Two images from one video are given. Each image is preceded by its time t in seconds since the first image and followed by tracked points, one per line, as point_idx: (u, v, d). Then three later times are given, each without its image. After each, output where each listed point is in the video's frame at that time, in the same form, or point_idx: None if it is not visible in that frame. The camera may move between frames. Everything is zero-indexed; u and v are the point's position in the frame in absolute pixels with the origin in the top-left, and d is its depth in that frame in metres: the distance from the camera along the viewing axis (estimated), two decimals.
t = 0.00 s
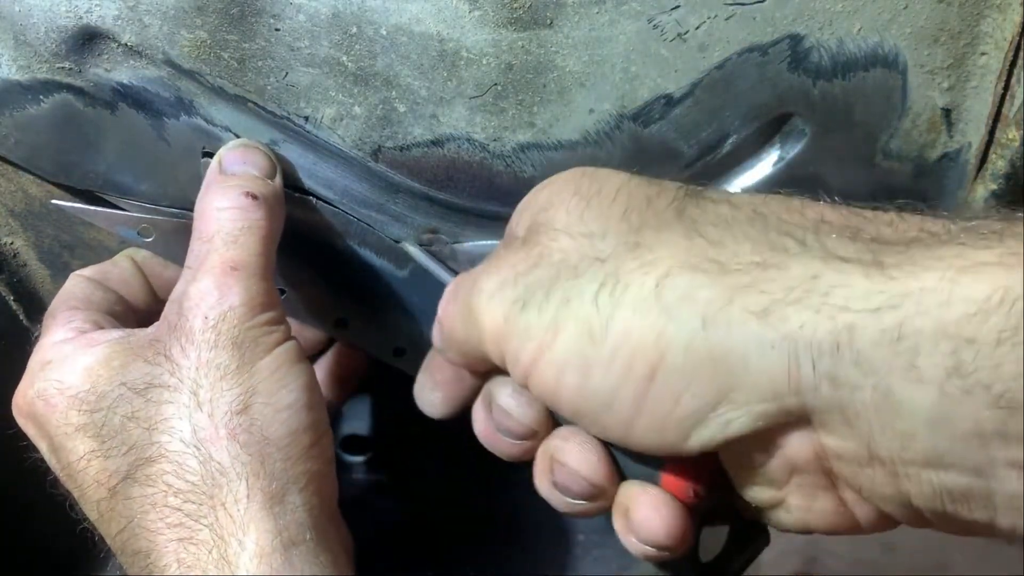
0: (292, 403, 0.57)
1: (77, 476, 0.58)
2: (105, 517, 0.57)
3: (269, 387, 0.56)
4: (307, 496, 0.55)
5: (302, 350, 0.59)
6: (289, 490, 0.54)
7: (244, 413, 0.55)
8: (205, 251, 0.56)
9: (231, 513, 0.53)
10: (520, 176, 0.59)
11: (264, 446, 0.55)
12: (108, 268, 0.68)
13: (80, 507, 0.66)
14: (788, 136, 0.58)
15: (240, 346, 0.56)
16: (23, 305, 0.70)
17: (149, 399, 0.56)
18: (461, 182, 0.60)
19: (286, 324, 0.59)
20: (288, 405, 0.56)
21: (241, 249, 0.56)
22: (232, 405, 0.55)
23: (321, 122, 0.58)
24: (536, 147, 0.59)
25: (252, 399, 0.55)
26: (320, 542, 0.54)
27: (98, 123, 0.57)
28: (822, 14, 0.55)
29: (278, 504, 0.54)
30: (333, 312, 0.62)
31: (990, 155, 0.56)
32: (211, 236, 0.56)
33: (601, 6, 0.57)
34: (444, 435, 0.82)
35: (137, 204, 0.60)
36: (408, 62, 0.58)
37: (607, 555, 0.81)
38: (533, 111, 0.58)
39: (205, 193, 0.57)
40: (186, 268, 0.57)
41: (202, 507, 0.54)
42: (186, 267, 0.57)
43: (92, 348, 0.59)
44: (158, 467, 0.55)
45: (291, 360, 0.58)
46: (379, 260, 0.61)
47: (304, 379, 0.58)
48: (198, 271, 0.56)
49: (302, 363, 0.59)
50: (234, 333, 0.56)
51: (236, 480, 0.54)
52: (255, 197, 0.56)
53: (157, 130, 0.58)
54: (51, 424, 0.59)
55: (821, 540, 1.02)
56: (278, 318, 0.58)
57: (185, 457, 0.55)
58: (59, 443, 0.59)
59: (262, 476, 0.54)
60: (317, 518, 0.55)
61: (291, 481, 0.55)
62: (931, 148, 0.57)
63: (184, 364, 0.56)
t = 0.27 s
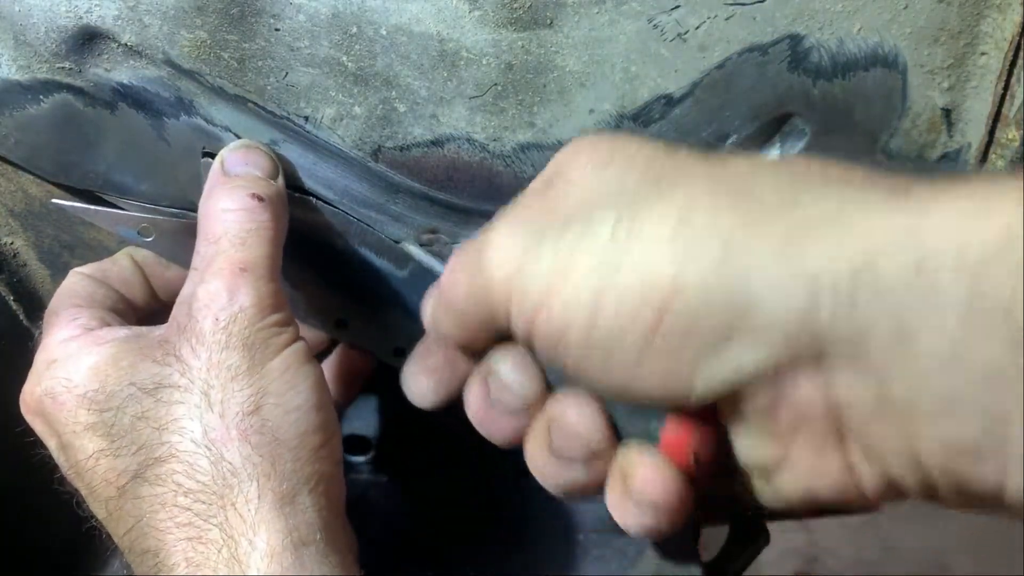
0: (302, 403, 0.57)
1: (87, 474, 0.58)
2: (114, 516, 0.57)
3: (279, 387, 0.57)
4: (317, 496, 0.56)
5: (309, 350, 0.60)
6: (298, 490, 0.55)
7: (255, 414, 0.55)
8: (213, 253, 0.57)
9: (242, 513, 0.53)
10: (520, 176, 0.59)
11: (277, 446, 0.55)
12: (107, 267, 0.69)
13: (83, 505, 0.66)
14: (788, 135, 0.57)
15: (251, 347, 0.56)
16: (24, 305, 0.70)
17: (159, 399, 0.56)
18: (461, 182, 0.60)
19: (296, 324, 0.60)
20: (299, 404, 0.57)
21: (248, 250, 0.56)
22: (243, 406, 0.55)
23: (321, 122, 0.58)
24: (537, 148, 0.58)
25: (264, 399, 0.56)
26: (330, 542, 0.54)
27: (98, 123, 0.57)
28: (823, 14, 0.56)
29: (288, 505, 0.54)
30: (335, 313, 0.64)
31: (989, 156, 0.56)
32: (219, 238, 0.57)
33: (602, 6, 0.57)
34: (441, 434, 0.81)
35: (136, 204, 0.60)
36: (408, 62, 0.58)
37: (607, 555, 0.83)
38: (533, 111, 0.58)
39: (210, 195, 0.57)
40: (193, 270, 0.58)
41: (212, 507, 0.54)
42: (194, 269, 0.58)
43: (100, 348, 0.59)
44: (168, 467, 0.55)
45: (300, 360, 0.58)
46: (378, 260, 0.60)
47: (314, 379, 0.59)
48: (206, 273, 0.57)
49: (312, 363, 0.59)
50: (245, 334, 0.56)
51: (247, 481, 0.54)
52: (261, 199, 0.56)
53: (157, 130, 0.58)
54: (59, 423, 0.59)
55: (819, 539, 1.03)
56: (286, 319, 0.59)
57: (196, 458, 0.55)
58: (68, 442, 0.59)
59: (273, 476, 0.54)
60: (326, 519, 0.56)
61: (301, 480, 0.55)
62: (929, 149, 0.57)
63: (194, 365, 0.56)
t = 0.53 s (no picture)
0: (304, 403, 0.58)
1: (86, 473, 0.58)
2: (113, 514, 0.57)
3: (281, 387, 0.57)
4: (318, 495, 0.56)
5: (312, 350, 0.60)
6: (299, 490, 0.55)
7: (257, 413, 0.56)
8: (216, 253, 0.57)
9: (242, 512, 0.53)
10: (520, 176, 0.60)
11: (279, 445, 0.55)
12: (109, 267, 0.69)
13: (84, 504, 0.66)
14: (788, 135, 0.58)
15: (252, 346, 0.57)
16: (24, 304, 0.69)
17: (160, 398, 0.57)
18: (460, 182, 0.60)
19: (297, 323, 0.60)
20: (301, 405, 0.57)
21: (251, 250, 0.57)
22: (245, 405, 0.56)
23: (322, 122, 0.58)
24: (536, 148, 0.59)
25: (265, 399, 0.56)
26: (330, 542, 0.54)
27: (98, 123, 0.58)
28: (822, 15, 0.55)
29: (290, 504, 0.54)
30: (337, 313, 0.65)
31: (987, 158, 0.56)
32: (222, 237, 0.57)
33: (602, 7, 0.57)
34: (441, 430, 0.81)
35: (135, 204, 0.61)
36: (408, 62, 0.58)
37: (606, 556, 0.81)
38: (533, 111, 0.58)
39: (212, 195, 0.58)
40: (196, 271, 0.58)
41: (212, 505, 0.54)
42: (197, 268, 0.58)
43: (100, 347, 0.60)
44: (169, 466, 0.55)
45: (303, 359, 0.59)
46: (379, 259, 0.62)
47: (315, 377, 0.59)
48: (209, 273, 0.57)
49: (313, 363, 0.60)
50: (247, 332, 0.57)
51: (248, 480, 0.54)
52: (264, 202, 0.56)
53: (158, 129, 0.58)
54: (60, 421, 0.59)
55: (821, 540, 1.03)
56: (289, 319, 0.59)
57: (197, 457, 0.55)
58: (69, 439, 0.59)
59: (274, 476, 0.54)
60: (327, 519, 0.56)
61: (301, 480, 0.55)
62: (929, 149, 0.57)
63: (196, 364, 0.57)
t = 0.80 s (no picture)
0: (303, 403, 0.57)
1: (86, 475, 0.58)
2: (114, 516, 0.57)
3: (281, 387, 0.57)
4: (319, 496, 0.56)
5: (312, 350, 0.60)
6: (300, 490, 0.55)
7: (257, 414, 0.55)
8: (217, 255, 0.58)
9: (243, 512, 0.53)
10: (520, 176, 0.60)
11: (279, 445, 0.55)
12: (109, 270, 0.69)
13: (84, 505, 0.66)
14: (788, 136, 0.58)
15: (252, 347, 0.57)
16: (24, 305, 0.70)
17: (161, 399, 0.57)
18: (461, 182, 0.60)
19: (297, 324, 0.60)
20: (301, 405, 0.57)
21: (251, 251, 0.57)
22: (245, 406, 0.56)
23: (322, 122, 0.58)
24: (536, 148, 0.59)
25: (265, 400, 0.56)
26: (332, 543, 0.54)
27: (98, 123, 0.58)
28: (822, 14, 0.55)
29: (291, 505, 0.54)
30: (337, 313, 0.65)
31: (986, 159, 0.55)
32: (223, 239, 0.57)
33: (602, 7, 0.57)
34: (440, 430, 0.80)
35: (134, 203, 0.61)
36: (407, 62, 0.58)
37: (607, 555, 0.83)
38: (533, 111, 0.58)
39: (213, 196, 0.58)
40: (197, 272, 0.58)
41: (213, 506, 0.54)
42: (199, 270, 0.59)
43: (100, 348, 0.60)
44: (169, 467, 0.55)
45: (303, 359, 0.59)
46: (379, 260, 0.62)
47: (315, 378, 0.59)
48: (210, 275, 0.57)
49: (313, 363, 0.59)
50: (247, 334, 0.57)
51: (248, 481, 0.54)
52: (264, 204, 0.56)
53: (158, 130, 0.58)
54: (60, 422, 0.60)
55: (820, 540, 1.03)
56: (289, 320, 0.59)
57: (198, 457, 0.55)
58: (69, 441, 0.59)
59: (274, 476, 0.54)
60: (327, 519, 0.56)
61: (301, 481, 0.55)
62: (929, 149, 0.57)
63: (197, 365, 0.57)
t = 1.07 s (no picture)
0: (299, 404, 0.57)
1: (84, 477, 0.58)
2: (112, 518, 0.57)
3: (277, 389, 0.56)
4: (316, 497, 0.56)
5: (310, 351, 0.60)
6: (297, 492, 0.55)
7: (253, 415, 0.55)
8: (215, 257, 0.57)
9: (239, 514, 0.54)
10: (520, 176, 0.60)
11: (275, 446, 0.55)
12: (106, 271, 0.69)
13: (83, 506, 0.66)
14: (788, 136, 0.58)
15: (248, 348, 0.56)
16: (25, 305, 0.70)
17: (158, 401, 0.57)
18: (461, 183, 0.60)
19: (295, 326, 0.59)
20: (297, 406, 0.57)
21: (248, 253, 0.56)
22: (241, 408, 0.55)
23: (322, 122, 0.58)
24: (536, 149, 0.59)
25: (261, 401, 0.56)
26: (328, 544, 0.55)
27: (98, 124, 0.58)
28: (822, 14, 0.55)
29: (287, 506, 0.54)
30: (336, 312, 0.65)
31: (985, 159, 0.55)
32: (220, 241, 0.57)
33: (601, 7, 0.57)
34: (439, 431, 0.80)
35: (133, 203, 0.61)
36: (408, 63, 0.58)
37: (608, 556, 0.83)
38: (533, 111, 0.58)
39: (212, 197, 0.57)
40: (196, 274, 0.58)
41: (210, 508, 0.54)
42: (197, 272, 0.58)
43: (100, 348, 0.60)
44: (166, 468, 0.56)
45: (299, 361, 0.58)
46: (379, 260, 0.62)
47: (313, 379, 0.58)
48: (208, 277, 0.57)
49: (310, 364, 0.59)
50: (243, 336, 0.56)
51: (244, 483, 0.54)
52: (262, 206, 0.56)
53: (158, 130, 0.58)
54: (57, 423, 0.60)
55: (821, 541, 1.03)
56: (286, 322, 0.58)
57: (194, 459, 0.55)
58: (66, 443, 0.59)
59: (269, 478, 0.54)
60: (325, 521, 0.56)
61: (298, 482, 0.55)
62: (929, 149, 0.57)
63: (194, 366, 0.56)
